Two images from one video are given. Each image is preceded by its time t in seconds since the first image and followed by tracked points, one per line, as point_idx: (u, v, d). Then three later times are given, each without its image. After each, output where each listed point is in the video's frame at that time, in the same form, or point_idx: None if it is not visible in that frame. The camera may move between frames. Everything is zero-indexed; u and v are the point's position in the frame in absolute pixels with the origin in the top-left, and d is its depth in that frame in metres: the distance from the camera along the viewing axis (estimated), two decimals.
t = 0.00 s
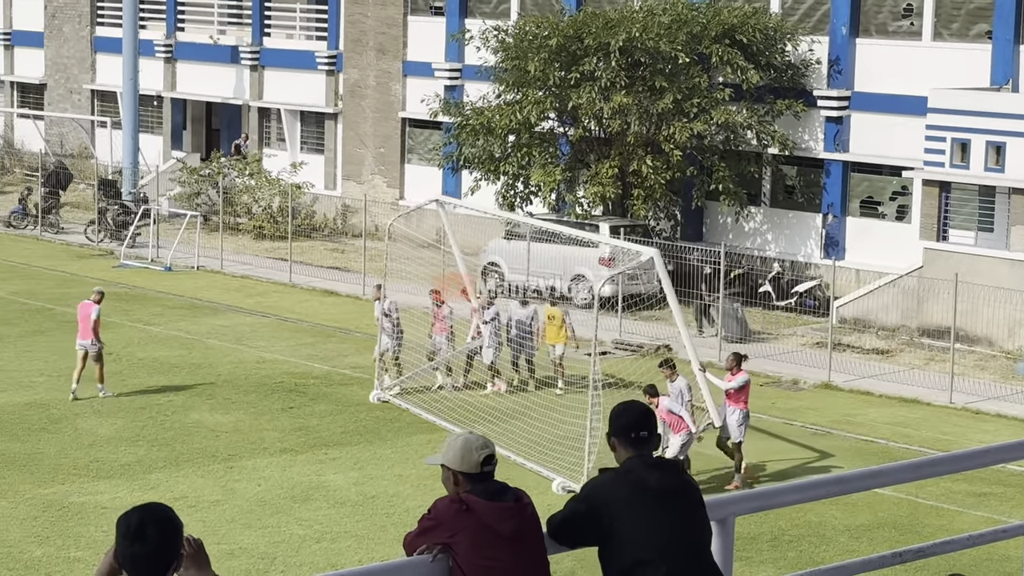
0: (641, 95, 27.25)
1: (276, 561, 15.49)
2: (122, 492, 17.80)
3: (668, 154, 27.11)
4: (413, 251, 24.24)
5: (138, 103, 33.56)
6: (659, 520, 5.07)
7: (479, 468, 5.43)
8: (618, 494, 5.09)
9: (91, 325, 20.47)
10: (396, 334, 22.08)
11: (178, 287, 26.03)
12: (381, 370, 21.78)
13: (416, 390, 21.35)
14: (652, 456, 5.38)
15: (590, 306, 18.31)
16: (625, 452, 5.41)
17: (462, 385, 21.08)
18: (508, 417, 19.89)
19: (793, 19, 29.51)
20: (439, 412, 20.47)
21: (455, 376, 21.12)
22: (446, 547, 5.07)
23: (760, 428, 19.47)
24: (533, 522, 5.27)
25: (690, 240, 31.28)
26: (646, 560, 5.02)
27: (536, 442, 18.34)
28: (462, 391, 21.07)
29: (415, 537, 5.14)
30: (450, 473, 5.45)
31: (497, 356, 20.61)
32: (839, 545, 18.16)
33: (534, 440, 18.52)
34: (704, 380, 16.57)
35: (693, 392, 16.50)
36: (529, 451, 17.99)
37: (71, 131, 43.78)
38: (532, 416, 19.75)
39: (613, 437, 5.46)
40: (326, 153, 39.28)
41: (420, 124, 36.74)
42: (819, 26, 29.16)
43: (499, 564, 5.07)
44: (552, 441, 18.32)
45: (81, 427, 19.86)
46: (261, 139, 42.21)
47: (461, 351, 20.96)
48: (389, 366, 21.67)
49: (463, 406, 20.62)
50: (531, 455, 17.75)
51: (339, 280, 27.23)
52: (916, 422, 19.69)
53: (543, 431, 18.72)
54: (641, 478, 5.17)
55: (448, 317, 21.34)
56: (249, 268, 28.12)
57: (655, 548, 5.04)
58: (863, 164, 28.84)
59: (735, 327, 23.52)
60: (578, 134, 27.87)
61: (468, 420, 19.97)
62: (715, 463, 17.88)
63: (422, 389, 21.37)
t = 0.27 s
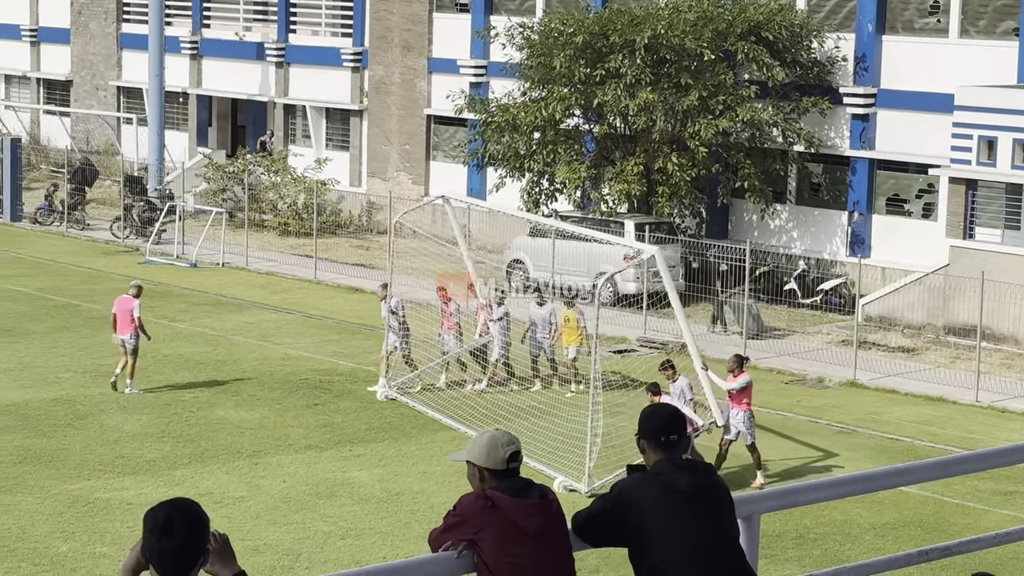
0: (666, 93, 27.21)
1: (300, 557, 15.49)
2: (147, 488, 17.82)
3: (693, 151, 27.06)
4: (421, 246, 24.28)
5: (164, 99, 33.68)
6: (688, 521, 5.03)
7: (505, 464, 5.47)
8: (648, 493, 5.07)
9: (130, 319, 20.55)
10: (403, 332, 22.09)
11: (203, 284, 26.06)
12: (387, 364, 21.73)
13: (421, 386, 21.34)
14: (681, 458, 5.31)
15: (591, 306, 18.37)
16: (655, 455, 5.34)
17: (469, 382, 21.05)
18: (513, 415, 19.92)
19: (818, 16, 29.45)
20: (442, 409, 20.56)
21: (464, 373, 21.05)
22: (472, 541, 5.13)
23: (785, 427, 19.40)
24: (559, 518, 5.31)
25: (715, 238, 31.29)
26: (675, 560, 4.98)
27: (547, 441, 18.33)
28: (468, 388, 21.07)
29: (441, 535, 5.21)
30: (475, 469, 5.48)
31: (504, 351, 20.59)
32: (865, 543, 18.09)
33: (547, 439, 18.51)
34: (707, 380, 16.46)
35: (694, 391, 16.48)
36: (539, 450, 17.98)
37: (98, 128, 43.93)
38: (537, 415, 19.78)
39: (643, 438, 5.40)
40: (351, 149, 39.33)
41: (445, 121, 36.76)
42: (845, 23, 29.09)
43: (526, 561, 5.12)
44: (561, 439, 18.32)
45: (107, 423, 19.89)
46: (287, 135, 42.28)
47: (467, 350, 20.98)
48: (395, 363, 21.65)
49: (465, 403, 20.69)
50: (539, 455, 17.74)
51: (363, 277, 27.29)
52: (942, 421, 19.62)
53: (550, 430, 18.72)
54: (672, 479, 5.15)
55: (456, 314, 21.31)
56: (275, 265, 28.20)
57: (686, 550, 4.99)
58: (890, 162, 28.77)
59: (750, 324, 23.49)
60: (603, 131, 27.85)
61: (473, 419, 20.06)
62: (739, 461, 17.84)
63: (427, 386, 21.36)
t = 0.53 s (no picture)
0: (691, 90, 27.15)
1: (324, 554, 15.50)
2: (172, 484, 17.86)
3: (718, 148, 26.98)
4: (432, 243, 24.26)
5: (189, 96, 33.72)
6: (716, 524, 5.08)
7: (530, 461, 5.54)
8: (675, 494, 5.13)
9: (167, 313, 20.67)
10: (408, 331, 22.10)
11: (228, 280, 26.12)
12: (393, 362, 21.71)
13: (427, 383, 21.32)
14: (707, 458, 5.36)
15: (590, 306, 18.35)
16: (681, 456, 5.39)
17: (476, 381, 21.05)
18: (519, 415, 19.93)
19: (844, 13, 29.36)
20: (444, 405, 20.57)
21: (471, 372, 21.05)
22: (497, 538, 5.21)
23: (810, 424, 19.39)
24: (584, 515, 5.38)
25: (740, 236, 31.23)
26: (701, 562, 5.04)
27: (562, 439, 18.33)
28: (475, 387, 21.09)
29: (465, 531, 5.29)
30: (501, 467, 5.55)
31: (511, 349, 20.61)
32: (889, 541, 18.07)
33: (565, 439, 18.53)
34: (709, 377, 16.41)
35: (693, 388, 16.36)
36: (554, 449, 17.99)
37: (123, 125, 44.01)
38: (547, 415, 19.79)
39: (669, 437, 5.44)
40: (376, 146, 39.34)
41: (469, 118, 36.73)
42: (871, 21, 29.03)
43: (550, 559, 5.21)
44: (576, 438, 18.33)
45: (132, 419, 19.95)
46: (312, 132, 42.31)
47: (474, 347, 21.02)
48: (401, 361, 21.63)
49: (471, 400, 20.72)
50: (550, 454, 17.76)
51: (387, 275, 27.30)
52: (967, 419, 19.59)
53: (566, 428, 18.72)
54: (698, 478, 5.19)
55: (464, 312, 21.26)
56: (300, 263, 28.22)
57: (712, 552, 5.05)
58: (915, 159, 28.70)
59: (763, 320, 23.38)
60: (628, 128, 27.81)
61: (478, 416, 20.09)
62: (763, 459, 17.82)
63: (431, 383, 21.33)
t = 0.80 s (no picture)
0: (715, 87, 27.12)
1: (348, 550, 15.50)
2: (196, 480, 17.89)
3: (743, 145, 26.94)
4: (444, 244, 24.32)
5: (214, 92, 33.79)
6: (746, 522, 5.09)
7: (552, 457, 5.56)
8: (700, 493, 5.13)
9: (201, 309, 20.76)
10: (414, 328, 22.11)
11: (252, 277, 26.15)
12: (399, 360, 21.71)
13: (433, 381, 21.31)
14: (731, 457, 5.34)
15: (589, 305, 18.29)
16: (704, 455, 5.37)
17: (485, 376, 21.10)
18: (523, 415, 19.94)
19: (869, 10, 29.35)
20: (447, 402, 20.56)
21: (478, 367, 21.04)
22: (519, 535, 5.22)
23: (834, 422, 19.35)
24: (607, 512, 5.38)
25: (764, 233, 31.23)
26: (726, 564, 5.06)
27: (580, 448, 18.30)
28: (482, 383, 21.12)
29: (487, 529, 5.27)
30: (525, 463, 5.58)
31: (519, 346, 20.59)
32: (913, 539, 18.03)
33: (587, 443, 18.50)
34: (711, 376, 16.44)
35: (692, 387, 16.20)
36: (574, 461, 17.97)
37: (148, 121, 44.13)
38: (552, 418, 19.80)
39: (692, 435, 5.42)
40: (400, 142, 39.43)
41: (494, 115, 36.68)
42: (896, 18, 29.02)
43: (572, 555, 5.19)
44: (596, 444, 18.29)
45: (157, 415, 19.98)
46: (336, 128, 42.36)
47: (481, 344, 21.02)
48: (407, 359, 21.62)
49: (475, 396, 20.74)
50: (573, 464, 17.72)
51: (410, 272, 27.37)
52: (992, 417, 19.54)
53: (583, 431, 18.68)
54: (723, 478, 5.19)
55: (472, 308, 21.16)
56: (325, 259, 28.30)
57: (738, 552, 5.06)
58: (940, 156, 28.63)
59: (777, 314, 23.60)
60: (652, 125, 27.79)
61: (481, 414, 20.06)
62: (787, 456, 17.80)
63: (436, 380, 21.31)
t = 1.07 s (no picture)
0: (738, 83, 27.10)
1: (370, 545, 15.52)
2: (219, 475, 17.92)
3: (765, 141, 26.90)
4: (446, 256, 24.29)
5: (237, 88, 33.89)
6: (768, 519, 5.10)
7: (575, 453, 5.57)
8: (724, 491, 5.14)
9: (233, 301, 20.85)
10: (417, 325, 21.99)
11: (275, 272, 26.20)
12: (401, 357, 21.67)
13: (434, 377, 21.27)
14: (755, 454, 5.36)
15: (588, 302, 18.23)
16: (727, 451, 5.39)
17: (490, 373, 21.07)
18: (521, 411, 19.89)
19: (893, 6, 29.33)
20: (447, 398, 20.51)
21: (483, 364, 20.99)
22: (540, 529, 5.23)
23: (857, 419, 19.31)
24: (630, 508, 5.39)
25: (787, 229, 31.23)
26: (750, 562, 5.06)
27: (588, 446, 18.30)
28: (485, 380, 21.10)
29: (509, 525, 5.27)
30: (547, 460, 5.60)
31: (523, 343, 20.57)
32: (936, 536, 17.99)
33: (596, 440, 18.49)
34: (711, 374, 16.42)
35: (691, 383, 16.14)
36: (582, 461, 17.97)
37: (172, 117, 44.22)
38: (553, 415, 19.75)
39: (716, 432, 5.44)
40: (423, 138, 39.50)
41: (517, 112, 36.45)
42: (919, 14, 29.01)
43: (594, 550, 5.19)
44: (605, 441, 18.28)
45: (180, 410, 20.02)
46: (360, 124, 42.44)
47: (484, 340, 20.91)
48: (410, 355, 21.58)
49: (475, 393, 20.69)
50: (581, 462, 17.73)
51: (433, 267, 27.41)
52: (1015, 414, 19.49)
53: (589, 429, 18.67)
54: (747, 476, 5.20)
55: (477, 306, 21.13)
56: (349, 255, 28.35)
57: (762, 550, 5.07)
58: (964, 152, 28.59)
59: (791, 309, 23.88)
60: (675, 121, 27.79)
61: (479, 410, 20.01)
62: (810, 453, 17.76)
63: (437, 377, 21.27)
